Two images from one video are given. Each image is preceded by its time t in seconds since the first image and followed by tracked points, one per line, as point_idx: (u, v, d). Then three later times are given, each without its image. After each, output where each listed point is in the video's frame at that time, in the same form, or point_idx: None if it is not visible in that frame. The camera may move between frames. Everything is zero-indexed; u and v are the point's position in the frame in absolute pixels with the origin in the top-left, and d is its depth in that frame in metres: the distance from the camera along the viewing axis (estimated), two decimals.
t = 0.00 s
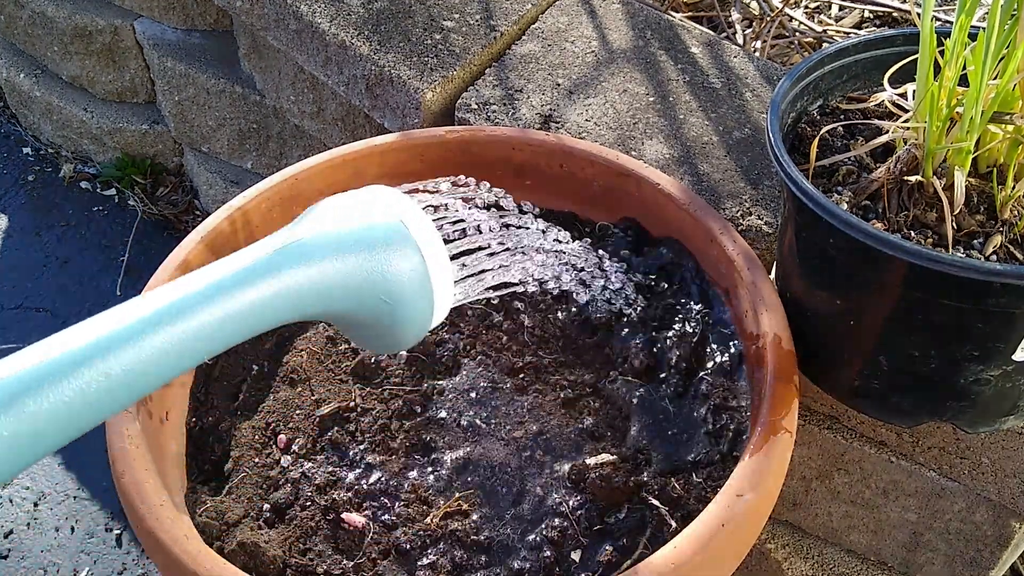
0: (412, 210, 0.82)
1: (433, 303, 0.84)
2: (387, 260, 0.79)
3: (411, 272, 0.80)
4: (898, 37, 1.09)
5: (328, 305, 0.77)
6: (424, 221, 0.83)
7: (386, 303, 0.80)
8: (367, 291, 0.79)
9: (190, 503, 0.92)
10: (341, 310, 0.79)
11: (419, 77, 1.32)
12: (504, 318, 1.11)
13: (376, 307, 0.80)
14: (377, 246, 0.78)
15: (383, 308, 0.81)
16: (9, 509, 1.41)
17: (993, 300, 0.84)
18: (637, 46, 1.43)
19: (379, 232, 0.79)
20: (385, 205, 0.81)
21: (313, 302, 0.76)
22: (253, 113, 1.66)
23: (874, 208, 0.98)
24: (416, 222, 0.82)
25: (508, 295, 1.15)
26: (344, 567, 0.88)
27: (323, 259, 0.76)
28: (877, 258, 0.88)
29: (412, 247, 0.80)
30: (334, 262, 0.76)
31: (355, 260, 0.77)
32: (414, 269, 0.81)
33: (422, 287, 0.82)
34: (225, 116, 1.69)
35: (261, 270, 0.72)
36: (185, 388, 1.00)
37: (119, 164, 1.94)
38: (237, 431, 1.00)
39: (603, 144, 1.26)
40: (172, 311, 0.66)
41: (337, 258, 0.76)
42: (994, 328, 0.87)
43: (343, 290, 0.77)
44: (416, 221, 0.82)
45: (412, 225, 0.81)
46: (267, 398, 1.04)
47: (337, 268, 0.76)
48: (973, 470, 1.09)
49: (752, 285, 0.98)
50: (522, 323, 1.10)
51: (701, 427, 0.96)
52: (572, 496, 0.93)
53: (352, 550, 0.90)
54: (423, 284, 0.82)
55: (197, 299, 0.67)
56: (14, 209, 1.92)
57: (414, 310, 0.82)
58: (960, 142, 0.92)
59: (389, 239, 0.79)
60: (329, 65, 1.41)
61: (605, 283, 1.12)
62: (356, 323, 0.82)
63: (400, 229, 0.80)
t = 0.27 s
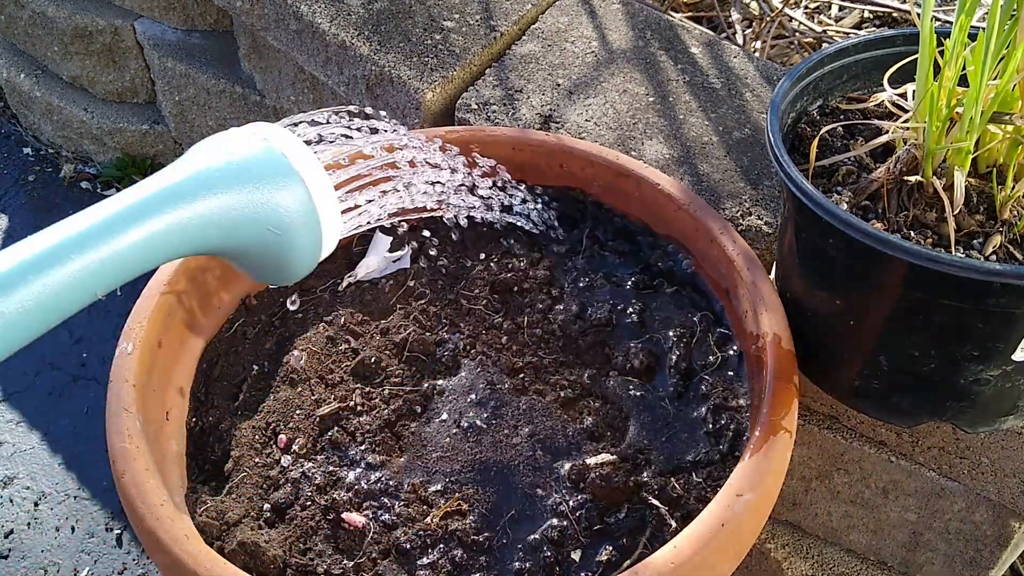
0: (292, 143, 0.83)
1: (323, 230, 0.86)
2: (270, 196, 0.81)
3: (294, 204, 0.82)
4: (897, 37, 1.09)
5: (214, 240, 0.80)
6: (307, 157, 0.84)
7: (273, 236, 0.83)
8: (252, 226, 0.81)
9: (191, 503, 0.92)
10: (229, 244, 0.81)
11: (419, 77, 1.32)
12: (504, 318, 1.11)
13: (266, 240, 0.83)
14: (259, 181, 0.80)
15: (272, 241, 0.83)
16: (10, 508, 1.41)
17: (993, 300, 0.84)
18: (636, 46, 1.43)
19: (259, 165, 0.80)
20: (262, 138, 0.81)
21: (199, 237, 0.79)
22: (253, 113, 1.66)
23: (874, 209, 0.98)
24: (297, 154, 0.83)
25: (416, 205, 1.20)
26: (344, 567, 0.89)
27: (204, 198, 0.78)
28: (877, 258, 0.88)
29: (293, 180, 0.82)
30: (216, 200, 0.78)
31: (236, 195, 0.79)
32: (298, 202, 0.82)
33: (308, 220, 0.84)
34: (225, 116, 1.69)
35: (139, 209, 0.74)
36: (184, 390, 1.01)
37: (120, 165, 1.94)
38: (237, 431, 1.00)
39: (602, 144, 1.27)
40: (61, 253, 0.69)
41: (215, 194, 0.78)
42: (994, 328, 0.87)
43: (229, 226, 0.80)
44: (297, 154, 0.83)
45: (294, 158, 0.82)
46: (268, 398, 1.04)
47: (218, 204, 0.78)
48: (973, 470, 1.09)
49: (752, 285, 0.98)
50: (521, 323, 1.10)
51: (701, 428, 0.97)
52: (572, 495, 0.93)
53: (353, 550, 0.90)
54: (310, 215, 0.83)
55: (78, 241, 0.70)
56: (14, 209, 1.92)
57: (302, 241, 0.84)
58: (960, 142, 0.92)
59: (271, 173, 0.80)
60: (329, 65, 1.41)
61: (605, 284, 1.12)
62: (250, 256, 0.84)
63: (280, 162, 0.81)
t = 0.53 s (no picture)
0: (163, 175, 0.77)
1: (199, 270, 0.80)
2: (135, 234, 0.75)
3: (163, 245, 0.76)
4: (897, 37, 1.09)
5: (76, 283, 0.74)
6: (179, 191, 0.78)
7: (142, 279, 0.77)
8: (117, 268, 0.75)
9: (191, 503, 0.93)
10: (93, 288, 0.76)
11: (419, 78, 1.32)
12: (504, 318, 1.11)
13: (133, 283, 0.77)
14: (124, 219, 0.74)
15: (141, 283, 0.77)
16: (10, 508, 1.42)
17: (992, 300, 0.84)
18: (636, 46, 1.44)
19: (123, 202, 0.74)
20: (128, 171, 0.76)
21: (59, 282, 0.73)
22: (253, 114, 1.66)
23: (873, 209, 0.98)
24: (171, 189, 0.77)
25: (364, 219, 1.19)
26: (344, 566, 0.89)
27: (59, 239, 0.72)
28: (876, 258, 0.88)
29: (161, 217, 0.76)
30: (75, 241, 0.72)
31: (96, 236, 0.73)
32: (167, 242, 0.77)
33: (181, 260, 0.78)
34: (225, 116, 1.70)
35: None
36: (184, 391, 1.01)
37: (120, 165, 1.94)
38: (237, 430, 1.00)
39: (602, 144, 1.27)
40: None
41: (77, 235, 0.72)
42: (993, 328, 0.87)
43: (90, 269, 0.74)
44: (169, 189, 0.77)
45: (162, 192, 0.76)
46: (268, 398, 1.04)
47: (73, 246, 0.72)
48: (972, 469, 1.09)
49: (752, 285, 0.98)
50: (521, 323, 1.10)
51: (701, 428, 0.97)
52: (572, 495, 0.93)
53: (353, 549, 0.90)
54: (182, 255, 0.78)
55: None
56: (15, 209, 1.92)
57: (175, 284, 0.79)
58: (959, 142, 0.92)
59: (137, 211, 0.75)
60: (329, 65, 1.41)
61: (604, 285, 1.12)
62: (120, 301, 0.78)
63: (147, 197, 0.75)
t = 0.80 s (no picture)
0: (48, 258, 0.84)
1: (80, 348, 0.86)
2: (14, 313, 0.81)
3: (39, 326, 0.82)
4: (897, 37, 1.09)
5: None
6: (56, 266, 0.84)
7: (19, 360, 0.83)
8: None
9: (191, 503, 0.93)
10: None
11: (419, 77, 1.32)
12: (504, 318, 1.11)
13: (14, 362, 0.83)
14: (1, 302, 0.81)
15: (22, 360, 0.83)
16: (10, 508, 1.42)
17: (992, 300, 0.84)
18: (636, 46, 1.44)
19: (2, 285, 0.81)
20: (10, 253, 0.83)
21: None
22: (253, 114, 1.66)
23: (873, 209, 0.98)
24: (50, 270, 0.84)
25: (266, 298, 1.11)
26: (344, 567, 0.89)
27: None
28: (876, 258, 0.88)
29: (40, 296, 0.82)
30: None
31: None
32: (47, 320, 0.83)
33: (61, 340, 0.84)
34: (224, 116, 1.70)
35: None
36: (184, 390, 1.00)
37: (120, 165, 1.94)
38: (237, 430, 1.00)
39: (602, 144, 1.27)
40: None
41: None
42: (993, 328, 0.87)
43: None
44: (47, 265, 0.84)
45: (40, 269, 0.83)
46: (267, 398, 1.04)
47: None
48: (972, 470, 1.09)
49: (752, 285, 0.98)
50: (521, 323, 1.10)
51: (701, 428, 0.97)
52: (572, 495, 0.93)
53: (353, 550, 0.90)
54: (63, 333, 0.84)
55: None
56: (15, 209, 1.92)
57: (55, 362, 0.84)
58: (959, 142, 0.92)
59: (17, 290, 0.81)
60: (329, 65, 1.41)
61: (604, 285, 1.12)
62: None
63: (26, 276, 0.82)
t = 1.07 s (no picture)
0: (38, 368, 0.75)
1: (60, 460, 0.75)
2: None
3: (15, 440, 0.73)
4: (897, 37, 1.09)
5: None
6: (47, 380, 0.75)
7: None
8: None
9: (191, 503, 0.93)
10: None
11: (419, 77, 1.32)
12: (504, 318, 1.11)
13: None
14: None
15: None
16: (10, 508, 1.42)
17: (992, 300, 0.84)
18: (636, 46, 1.44)
19: None
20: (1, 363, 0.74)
21: None
22: (253, 114, 1.66)
23: (874, 209, 0.98)
24: (37, 380, 0.74)
25: (237, 360, 1.05)
26: (344, 567, 0.89)
27: None
28: (876, 258, 0.88)
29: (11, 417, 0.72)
30: None
31: None
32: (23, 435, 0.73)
33: (37, 460, 0.74)
34: (224, 116, 1.70)
35: None
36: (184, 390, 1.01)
37: (120, 165, 1.94)
38: (237, 430, 1.00)
39: (602, 144, 1.27)
40: None
41: None
42: (993, 328, 0.87)
43: None
44: (33, 376, 0.74)
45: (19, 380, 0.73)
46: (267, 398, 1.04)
47: None
48: (972, 470, 1.09)
49: (752, 285, 0.98)
50: (521, 323, 1.10)
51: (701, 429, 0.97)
52: (572, 495, 0.93)
53: (353, 550, 0.90)
54: (41, 448, 0.74)
55: None
56: (15, 209, 1.92)
57: (30, 483, 0.74)
58: (959, 142, 0.92)
59: None
60: (329, 65, 1.41)
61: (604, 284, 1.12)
62: None
63: (8, 390, 0.73)
